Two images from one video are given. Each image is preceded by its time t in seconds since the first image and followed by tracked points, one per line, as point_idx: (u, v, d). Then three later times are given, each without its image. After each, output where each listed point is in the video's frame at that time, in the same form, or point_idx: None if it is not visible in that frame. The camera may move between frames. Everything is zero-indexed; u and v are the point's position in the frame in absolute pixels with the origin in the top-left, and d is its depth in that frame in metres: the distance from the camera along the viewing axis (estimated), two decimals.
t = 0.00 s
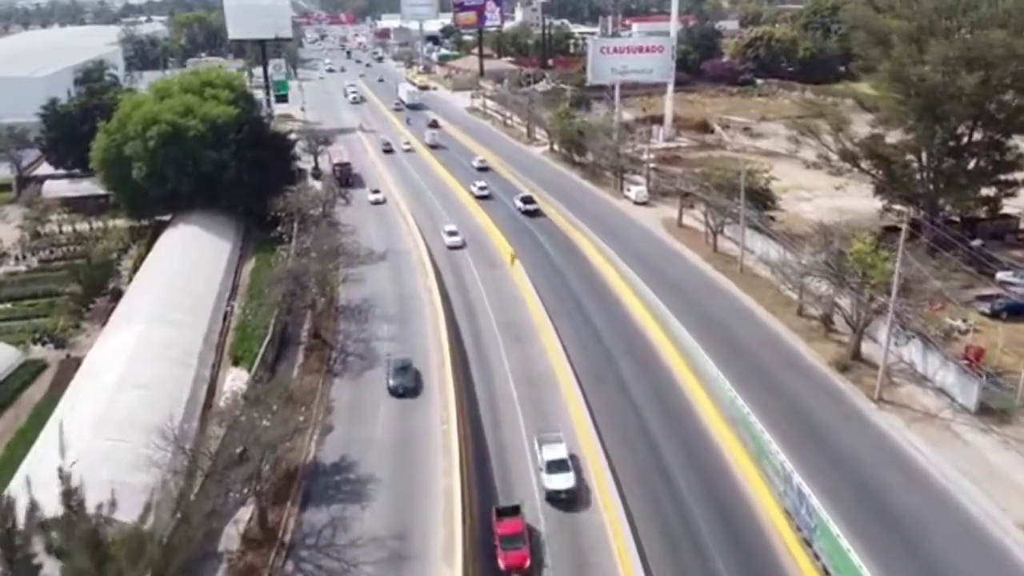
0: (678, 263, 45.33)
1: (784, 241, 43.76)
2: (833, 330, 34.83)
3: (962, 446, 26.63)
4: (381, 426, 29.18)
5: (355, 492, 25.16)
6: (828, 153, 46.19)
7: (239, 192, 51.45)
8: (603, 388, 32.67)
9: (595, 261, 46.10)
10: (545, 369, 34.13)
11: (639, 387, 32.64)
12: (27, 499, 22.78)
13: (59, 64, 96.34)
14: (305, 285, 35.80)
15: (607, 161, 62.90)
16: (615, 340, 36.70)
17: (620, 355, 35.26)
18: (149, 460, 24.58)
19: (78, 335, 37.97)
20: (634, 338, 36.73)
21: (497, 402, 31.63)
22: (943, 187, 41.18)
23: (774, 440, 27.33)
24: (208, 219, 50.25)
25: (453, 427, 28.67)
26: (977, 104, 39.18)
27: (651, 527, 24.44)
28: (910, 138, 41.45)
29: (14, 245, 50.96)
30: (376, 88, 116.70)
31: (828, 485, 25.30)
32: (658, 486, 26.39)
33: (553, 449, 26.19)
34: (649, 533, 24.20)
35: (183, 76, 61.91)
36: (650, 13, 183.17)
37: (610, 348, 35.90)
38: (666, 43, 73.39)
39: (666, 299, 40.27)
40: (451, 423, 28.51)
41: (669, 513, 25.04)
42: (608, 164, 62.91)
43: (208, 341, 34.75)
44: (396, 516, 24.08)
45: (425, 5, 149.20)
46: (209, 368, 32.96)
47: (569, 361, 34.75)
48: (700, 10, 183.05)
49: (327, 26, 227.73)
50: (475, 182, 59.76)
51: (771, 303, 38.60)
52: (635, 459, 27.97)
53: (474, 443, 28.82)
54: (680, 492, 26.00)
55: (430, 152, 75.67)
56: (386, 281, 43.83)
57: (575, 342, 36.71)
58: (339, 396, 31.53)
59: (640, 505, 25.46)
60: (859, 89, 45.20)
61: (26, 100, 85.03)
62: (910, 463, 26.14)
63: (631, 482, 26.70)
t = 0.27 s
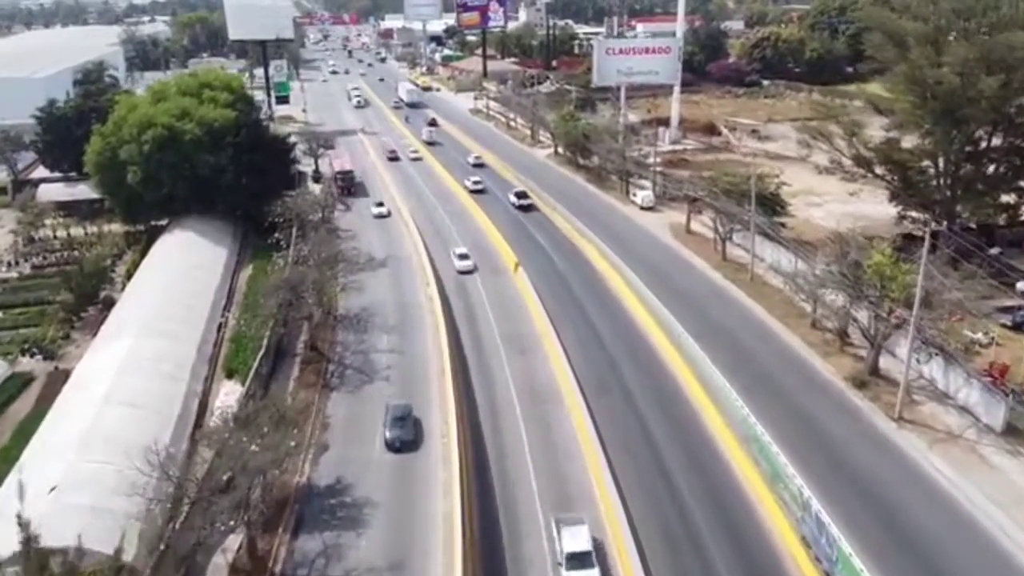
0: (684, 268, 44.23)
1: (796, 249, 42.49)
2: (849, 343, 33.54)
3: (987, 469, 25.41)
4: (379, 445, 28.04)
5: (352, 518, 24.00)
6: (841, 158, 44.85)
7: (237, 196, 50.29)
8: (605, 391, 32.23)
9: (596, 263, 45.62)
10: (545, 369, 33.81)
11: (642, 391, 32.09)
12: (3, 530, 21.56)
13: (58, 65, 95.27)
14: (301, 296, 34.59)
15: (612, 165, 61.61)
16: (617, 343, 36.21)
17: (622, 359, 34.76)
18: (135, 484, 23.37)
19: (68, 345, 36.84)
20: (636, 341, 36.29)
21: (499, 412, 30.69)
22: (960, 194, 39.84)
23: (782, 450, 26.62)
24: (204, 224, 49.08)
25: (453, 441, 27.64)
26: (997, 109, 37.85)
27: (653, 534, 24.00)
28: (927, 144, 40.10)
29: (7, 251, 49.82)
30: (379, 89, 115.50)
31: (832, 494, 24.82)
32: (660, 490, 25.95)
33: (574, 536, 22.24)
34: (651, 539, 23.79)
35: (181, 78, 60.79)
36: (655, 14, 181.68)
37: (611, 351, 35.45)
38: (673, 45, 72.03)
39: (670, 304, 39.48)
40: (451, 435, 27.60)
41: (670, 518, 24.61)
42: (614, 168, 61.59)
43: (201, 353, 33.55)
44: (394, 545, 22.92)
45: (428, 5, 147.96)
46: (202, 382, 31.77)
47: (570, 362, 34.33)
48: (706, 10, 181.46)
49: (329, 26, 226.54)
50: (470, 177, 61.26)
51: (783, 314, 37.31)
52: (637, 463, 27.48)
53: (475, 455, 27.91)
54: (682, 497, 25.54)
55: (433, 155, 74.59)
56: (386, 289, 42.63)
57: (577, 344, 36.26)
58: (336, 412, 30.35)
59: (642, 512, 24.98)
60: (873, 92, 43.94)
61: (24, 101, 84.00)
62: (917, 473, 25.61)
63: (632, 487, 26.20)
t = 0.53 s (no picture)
0: (691, 275, 43.34)
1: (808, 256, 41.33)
2: (865, 356, 32.38)
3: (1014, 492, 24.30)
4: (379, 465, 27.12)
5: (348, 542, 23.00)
6: (855, 163, 43.66)
7: (236, 200, 49.37)
8: (608, 397, 32.18)
9: (597, 264, 45.45)
10: (547, 374, 33.77)
11: (644, 398, 31.94)
12: None
13: (60, 66, 94.59)
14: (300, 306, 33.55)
15: (620, 168, 60.47)
16: (620, 347, 36.09)
17: (625, 363, 34.64)
18: (122, 506, 22.43)
19: (61, 354, 35.93)
20: (639, 345, 36.18)
21: (502, 431, 30.04)
22: (979, 200, 38.64)
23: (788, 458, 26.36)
24: (203, 229, 48.13)
25: (455, 465, 26.93)
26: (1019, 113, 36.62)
27: (657, 540, 23.99)
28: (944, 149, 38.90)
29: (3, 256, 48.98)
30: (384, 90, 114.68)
31: (835, 497, 24.70)
32: (663, 496, 25.93)
33: None
34: (654, 544, 23.84)
35: (180, 79, 59.99)
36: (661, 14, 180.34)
37: (614, 356, 35.37)
38: (681, 46, 70.82)
39: (675, 309, 39.01)
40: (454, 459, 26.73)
41: (675, 528, 24.45)
42: (621, 171, 60.43)
43: (197, 364, 32.59)
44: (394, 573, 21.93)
45: (433, 6, 146.99)
46: (196, 394, 30.78)
47: (572, 366, 34.31)
48: (713, 10, 180.06)
49: (334, 27, 225.73)
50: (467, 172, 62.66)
51: (797, 325, 36.13)
52: (642, 473, 27.38)
53: (477, 476, 27.34)
54: (686, 504, 25.51)
55: (437, 157, 73.69)
56: (387, 296, 41.61)
57: (580, 348, 36.20)
58: (334, 427, 29.37)
59: (646, 519, 24.94)
60: (889, 95, 42.73)
61: (26, 103, 83.38)
62: (921, 475, 25.43)
63: (637, 498, 26.05)
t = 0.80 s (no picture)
0: (709, 287, 41.94)
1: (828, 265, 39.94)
2: (890, 373, 31.05)
3: None
4: (381, 488, 26.03)
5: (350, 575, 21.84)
6: (875, 169, 42.25)
7: (240, 205, 48.39)
8: (619, 411, 31.42)
9: (610, 275, 44.60)
10: (557, 386, 33.03)
11: (658, 414, 31.12)
12: None
13: (67, 67, 94.04)
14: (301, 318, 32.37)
15: (631, 173, 59.08)
16: (632, 362, 35.30)
17: (637, 379, 33.85)
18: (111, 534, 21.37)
19: (57, 365, 34.96)
20: (651, 360, 35.41)
21: (511, 448, 28.97)
22: (1006, 209, 37.19)
23: (804, 474, 25.56)
24: (206, 234, 47.14)
25: (460, 487, 25.89)
26: None
27: (668, 557, 23.24)
28: (972, 155, 37.48)
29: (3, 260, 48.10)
30: (392, 92, 113.70)
31: (853, 515, 23.83)
32: (674, 512, 25.12)
33: None
34: (665, 562, 23.02)
35: (185, 81, 59.09)
36: (672, 15, 178.73)
37: (626, 370, 34.59)
38: (694, 47, 69.45)
39: (691, 323, 37.95)
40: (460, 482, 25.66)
41: (687, 545, 23.67)
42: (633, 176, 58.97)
43: (195, 376, 31.53)
44: None
45: (443, 6, 146.02)
46: (193, 409, 29.72)
47: (582, 379, 33.58)
48: (724, 11, 178.34)
49: (344, 27, 225.17)
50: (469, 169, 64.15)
51: (816, 339, 34.80)
52: (653, 486, 26.65)
53: (484, 496, 26.32)
54: (697, 518, 24.77)
55: (445, 159, 72.62)
56: (393, 305, 40.50)
57: (591, 361, 35.43)
58: (336, 445, 28.26)
59: (657, 535, 24.20)
60: (912, 98, 41.29)
61: (33, 104, 82.86)
62: (944, 495, 24.52)
63: (647, 513, 25.30)
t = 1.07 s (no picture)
0: (727, 299, 40.22)
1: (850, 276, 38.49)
2: (917, 392, 29.73)
3: None
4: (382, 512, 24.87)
5: None
6: (899, 176, 40.78)
7: (243, 210, 47.37)
8: (631, 431, 30.26)
9: (622, 283, 43.27)
10: (567, 402, 31.97)
11: (672, 434, 29.93)
12: None
13: (75, 67, 93.47)
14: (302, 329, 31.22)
15: (645, 178, 57.24)
16: (644, 376, 34.08)
17: (650, 394, 32.63)
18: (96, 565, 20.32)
19: (53, 376, 33.96)
20: (664, 374, 34.18)
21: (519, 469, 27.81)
22: None
23: (825, 498, 24.50)
24: (208, 239, 46.14)
25: (466, 511, 24.74)
26: None
27: None
28: (1001, 163, 36.02)
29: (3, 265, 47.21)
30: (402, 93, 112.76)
31: (879, 544, 22.60)
32: (690, 541, 24.12)
33: None
34: None
35: (190, 83, 58.19)
36: (684, 15, 177.12)
37: (638, 384, 33.39)
38: (709, 48, 67.86)
39: (707, 335, 36.50)
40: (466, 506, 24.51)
41: None
42: (648, 182, 57.00)
43: (193, 390, 30.47)
44: None
45: (453, 6, 144.96)
46: (190, 425, 28.64)
47: (592, 394, 32.44)
48: (736, 11, 176.69)
49: (354, 27, 224.47)
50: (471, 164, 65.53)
51: (838, 354, 33.39)
52: (667, 512, 25.66)
53: (491, 522, 25.18)
54: (714, 547, 23.78)
55: (454, 162, 71.41)
56: (399, 314, 39.35)
57: (601, 375, 34.23)
58: (336, 465, 27.10)
59: (672, 566, 23.23)
60: (938, 103, 39.81)
61: (39, 104, 82.24)
62: (974, 521, 23.24)
63: (662, 541, 24.31)
